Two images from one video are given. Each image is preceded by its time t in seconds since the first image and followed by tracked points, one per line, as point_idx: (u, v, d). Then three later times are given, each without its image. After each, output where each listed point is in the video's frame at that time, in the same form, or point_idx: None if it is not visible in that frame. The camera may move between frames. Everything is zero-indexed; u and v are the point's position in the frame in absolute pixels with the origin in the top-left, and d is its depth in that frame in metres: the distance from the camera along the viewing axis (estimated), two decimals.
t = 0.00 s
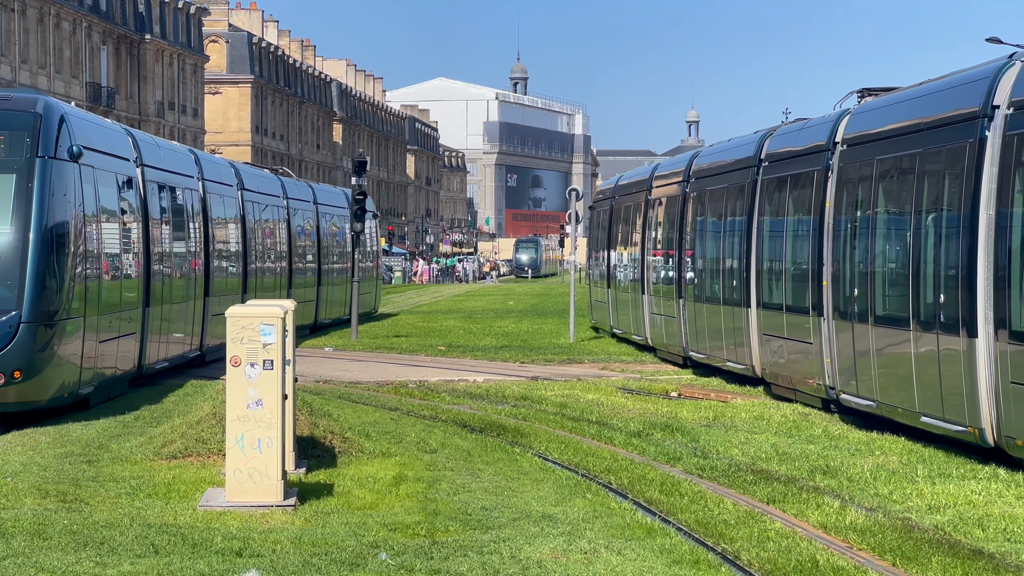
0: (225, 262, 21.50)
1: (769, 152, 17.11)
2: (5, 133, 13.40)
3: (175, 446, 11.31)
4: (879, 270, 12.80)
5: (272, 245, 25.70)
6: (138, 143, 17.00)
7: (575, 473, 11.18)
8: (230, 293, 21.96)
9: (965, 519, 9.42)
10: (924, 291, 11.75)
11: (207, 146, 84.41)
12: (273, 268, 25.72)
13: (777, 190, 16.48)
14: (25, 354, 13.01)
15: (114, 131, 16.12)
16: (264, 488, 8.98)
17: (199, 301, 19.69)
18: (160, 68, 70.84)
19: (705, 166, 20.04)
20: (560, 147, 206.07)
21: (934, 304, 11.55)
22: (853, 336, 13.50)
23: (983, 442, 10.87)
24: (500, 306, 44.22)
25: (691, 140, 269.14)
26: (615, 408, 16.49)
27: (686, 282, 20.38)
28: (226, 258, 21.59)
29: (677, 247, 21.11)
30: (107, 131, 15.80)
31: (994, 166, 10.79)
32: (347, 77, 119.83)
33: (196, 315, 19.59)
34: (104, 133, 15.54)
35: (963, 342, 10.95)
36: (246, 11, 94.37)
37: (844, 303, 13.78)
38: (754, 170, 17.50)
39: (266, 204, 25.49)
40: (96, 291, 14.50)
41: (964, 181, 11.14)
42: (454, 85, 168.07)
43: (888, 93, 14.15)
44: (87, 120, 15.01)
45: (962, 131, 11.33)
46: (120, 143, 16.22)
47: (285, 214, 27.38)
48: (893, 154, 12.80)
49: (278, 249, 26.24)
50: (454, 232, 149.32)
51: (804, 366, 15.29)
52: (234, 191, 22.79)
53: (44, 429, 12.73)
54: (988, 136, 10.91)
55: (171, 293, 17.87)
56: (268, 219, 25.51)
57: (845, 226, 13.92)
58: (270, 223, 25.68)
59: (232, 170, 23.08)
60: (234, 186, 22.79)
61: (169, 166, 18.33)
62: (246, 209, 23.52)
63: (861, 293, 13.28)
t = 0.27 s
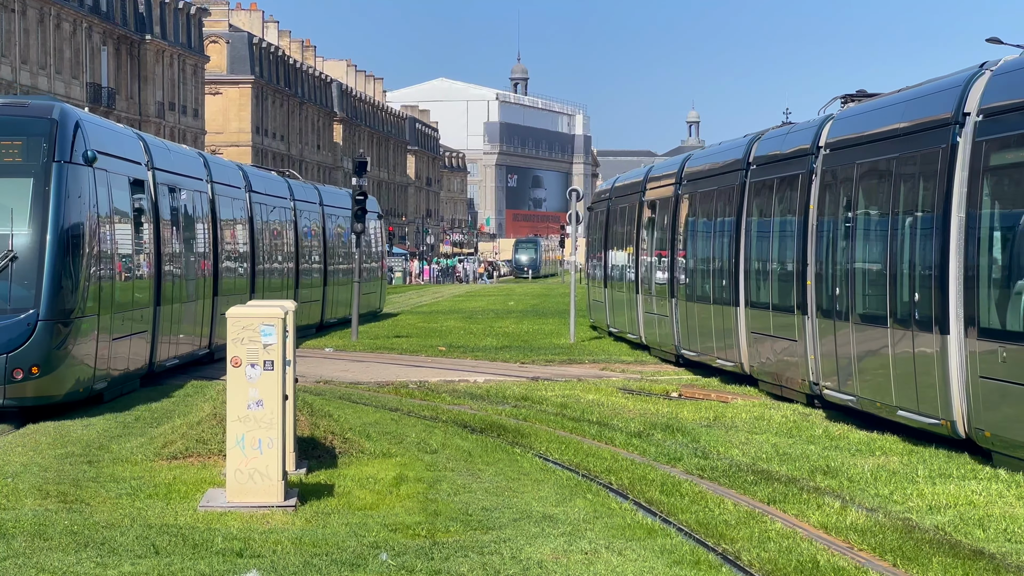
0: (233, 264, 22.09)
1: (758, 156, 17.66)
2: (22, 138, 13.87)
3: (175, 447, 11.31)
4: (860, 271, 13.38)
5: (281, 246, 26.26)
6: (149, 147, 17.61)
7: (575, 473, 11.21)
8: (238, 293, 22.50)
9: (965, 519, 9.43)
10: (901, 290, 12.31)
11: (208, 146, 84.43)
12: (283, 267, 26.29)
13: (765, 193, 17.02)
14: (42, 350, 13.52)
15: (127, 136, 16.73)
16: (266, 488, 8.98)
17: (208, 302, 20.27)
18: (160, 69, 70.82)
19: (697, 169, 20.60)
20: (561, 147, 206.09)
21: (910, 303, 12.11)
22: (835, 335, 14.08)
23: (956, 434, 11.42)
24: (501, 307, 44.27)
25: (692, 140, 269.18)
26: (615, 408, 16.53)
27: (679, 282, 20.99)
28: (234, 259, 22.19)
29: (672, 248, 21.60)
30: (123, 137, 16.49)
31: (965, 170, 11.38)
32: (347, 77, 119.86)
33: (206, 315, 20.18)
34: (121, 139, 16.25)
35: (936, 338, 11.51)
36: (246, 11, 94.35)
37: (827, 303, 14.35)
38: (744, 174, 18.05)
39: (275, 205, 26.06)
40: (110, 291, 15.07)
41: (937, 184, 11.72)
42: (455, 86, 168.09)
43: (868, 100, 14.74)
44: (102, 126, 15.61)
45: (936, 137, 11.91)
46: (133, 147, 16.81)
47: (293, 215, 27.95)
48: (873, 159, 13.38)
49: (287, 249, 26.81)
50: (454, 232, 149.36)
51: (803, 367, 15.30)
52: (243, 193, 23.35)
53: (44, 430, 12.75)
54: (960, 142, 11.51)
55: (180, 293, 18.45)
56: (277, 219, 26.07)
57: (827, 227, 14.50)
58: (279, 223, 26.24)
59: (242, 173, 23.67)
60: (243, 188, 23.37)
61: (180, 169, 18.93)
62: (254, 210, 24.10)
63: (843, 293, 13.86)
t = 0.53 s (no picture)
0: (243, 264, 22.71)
1: (747, 158, 18.15)
2: (39, 143, 14.28)
3: (176, 447, 11.31)
4: (843, 270, 13.89)
5: (291, 247, 26.91)
6: (162, 151, 18.18)
7: (576, 473, 11.22)
8: (248, 293, 23.11)
9: (966, 519, 9.43)
10: (880, 289, 12.82)
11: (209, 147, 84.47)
12: (291, 268, 26.95)
13: (752, 194, 17.51)
14: (58, 346, 14.00)
15: (141, 140, 17.29)
16: (267, 488, 8.98)
17: (219, 301, 20.86)
18: (161, 69, 70.82)
19: (688, 171, 21.09)
20: (562, 148, 206.11)
21: (888, 301, 12.62)
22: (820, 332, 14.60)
23: (932, 427, 11.92)
24: (501, 307, 44.31)
25: (693, 140, 269.17)
26: (616, 408, 16.56)
27: (672, 281, 21.45)
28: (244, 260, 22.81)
29: (664, 249, 22.15)
30: (136, 141, 17.02)
31: (939, 175, 11.87)
32: (348, 78, 119.90)
33: (215, 313, 20.79)
34: (133, 143, 16.81)
35: (913, 335, 12.01)
36: (247, 11, 94.36)
37: (812, 301, 14.87)
38: (732, 175, 18.52)
39: (285, 207, 26.72)
40: (122, 291, 15.58)
41: (913, 187, 12.22)
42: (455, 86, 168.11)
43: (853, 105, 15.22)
44: (117, 131, 16.16)
45: (913, 142, 12.41)
46: (146, 151, 17.38)
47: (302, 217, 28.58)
48: (857, 162, 13.88)
49: (295, 250, 27.46)
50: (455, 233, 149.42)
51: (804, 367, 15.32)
52: (252, 194, 23.97)
53: (45, 430, 12.75)
54: (934, 147, 12.00)
55: (190, 293, 19.06)
56: (286, 220, 26.70)
57: (812, 228, 15.00)
58: (289, 225, 26.87)
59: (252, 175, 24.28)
60: (253, 190, 24.00)
61: (191, 171, 19.53)
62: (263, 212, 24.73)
63: (827, 292, 14.38)
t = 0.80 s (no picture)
0: (251, 265, 23.43)
1: (737, 161, 18.67)
2: (56, 147, 14.95)
3: (178, 448, 11.31)
4: (829, 270, 14.47)
5: (298, 248, 27.61)
6: (172, 154, 18.79)
7: (578, 473, 11.24)
8: (255, 293, 23.82)
9: (968, 519, 9.43)
10: (863, 288, 13.39)
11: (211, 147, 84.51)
12: (298, 268, 27.65)
13: (743, 195, 18.03)
14: (74, 343, 14.64)
15: (152, 144, 17.86)
16: (269, 488, 8.98)
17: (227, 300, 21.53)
18: (163, 70, 70.83)
19: (680, 175, 21.70)
20: (563, 148, 206.14)
21: (870, 299, 13.20)
22: (806, 329, 15.17)
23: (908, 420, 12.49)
24: (503, 307, 44.34)
25: (694, 141, 269.13)
26: (617, 408, 16.58)
27: (667, 279, 21.98)
28: (252, 260, 23.54)
29: (656, 250, 22.76)
30: (148, 145, 17.60)
31: (917, 181, 12.48)
32: (349, 78, 119.96)
33: (225, 310, 21.48)
34: (146, 147, 17.40)
35: (892, 332, 12.59)
36: (248, 12, 94.39)
37: (799, 300, 15.42)
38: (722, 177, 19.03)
39: (291, 209, 27.42)
40: (134, 290, 16.19)
41: (894, 190, 12.80)
42: (457, 87, 168.14)
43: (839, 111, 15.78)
44: (129, 135, 16.74)
45: (893, 148, 12.98)
46: (157, 155, 17.95)
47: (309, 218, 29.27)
48: (863, 163, 13.83)
49: (302, 252, 28.18)
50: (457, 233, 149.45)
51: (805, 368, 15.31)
52: (259, 197, 24.67)
53: (47, 430, 12.75)
54: (914, 153, 12.57)
55: (201, 292, 19.73)
56: (293, 222, 27.42)
57: (799, 229, 15.56)
58: (295, 226, 27.57)
59: (259, 178, 25.01)
60: (260, 192, 24.70)
61: (201, 173, 20.16)
62: (270, 214, 25.44)
63: (814, 291, 14.94)
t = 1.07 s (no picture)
0: (258, 264, 24.15)
1: (728, 163, 19.15)
2: (72, 151, 15.68)
3: (180, 448, 11.31)
4: (813, 268, 14.98)
5: (304, 248, 28.30)
6: (183, 158, 19.47)
7: (580, 473, 11.24)
8: (262, 292, 24.50)
9: (971, 519, 9.43)
10: (845, 286, 13.88)
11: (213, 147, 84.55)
12: (305, 268, 28.35)
13: (733, 196, 18.51)
14: (91, 340, 15.44)
15: (164, 148, 18.52)
16: (271, 489, 8.99)
17: (236, 298, 22.25)
18: (165, 70, 70.85)
19: (673, 177, 22.31)
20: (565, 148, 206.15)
21: (851, 298, 13.70)
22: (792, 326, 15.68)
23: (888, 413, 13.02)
24: (505, 308, 44.37)
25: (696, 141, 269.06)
26: (619, 408, 16.60)
27: (660, 279, 22.45)
28: (259, 259, 24.26)
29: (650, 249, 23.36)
30: (160, 150, 18.26)
31: (892, 184, 12.98)
32: (351, 78, 120.01)
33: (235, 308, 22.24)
34: (158, 151, 18.06)
35: (871, 328, 13.12)
36: (251, 12, 94.43)
37: (785, 299, 15.98)
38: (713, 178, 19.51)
39: (298, 210, 28.14)
40: (147, 290, 16.89)
41: (874, 191, 13.28)
42: (459, 87, 168.19)
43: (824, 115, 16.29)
44: (143, 140, 17.39)
45: (873, 151, 13.50)
46: (169, 159, 18.60)
47: (316, 219, 29.96)
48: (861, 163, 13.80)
49: (310, 252, 28.90)
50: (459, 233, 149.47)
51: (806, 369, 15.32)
52: (267, 198, 25.41)
53: (50, 430, 12.75)
54: (892, 157, 13.05)
55: (212, 292, 20.49)
56: (300, 224, 28.13)
57: (785, 229, 16.05)
58: (302, 227, 28.28)
59: (267, 181, 25.76)
60: (268, 195, 25.44)
61: (210, 176, 20.85)
62: (278, 215, 26.18)
63: (799, 289, 15.44)
